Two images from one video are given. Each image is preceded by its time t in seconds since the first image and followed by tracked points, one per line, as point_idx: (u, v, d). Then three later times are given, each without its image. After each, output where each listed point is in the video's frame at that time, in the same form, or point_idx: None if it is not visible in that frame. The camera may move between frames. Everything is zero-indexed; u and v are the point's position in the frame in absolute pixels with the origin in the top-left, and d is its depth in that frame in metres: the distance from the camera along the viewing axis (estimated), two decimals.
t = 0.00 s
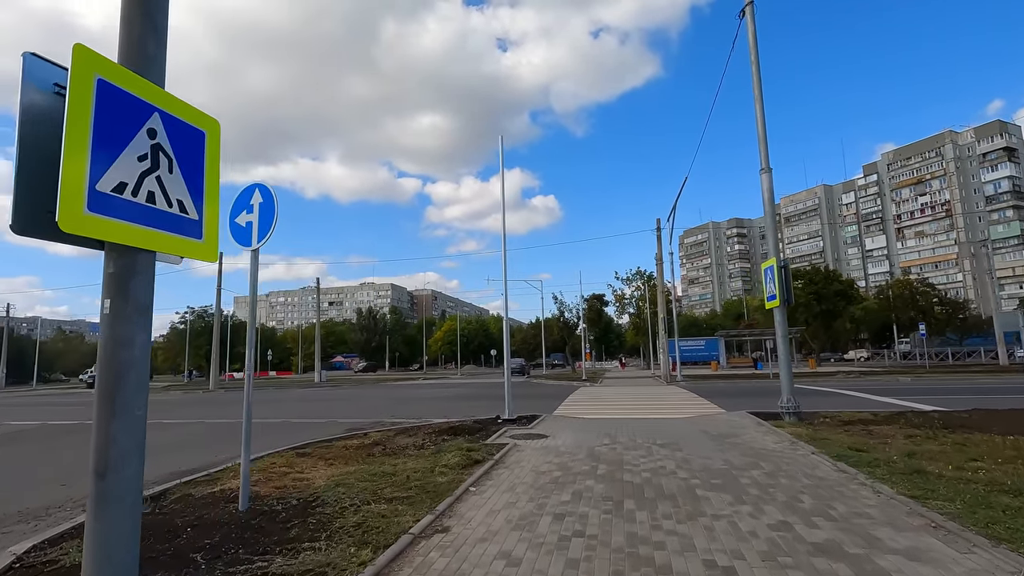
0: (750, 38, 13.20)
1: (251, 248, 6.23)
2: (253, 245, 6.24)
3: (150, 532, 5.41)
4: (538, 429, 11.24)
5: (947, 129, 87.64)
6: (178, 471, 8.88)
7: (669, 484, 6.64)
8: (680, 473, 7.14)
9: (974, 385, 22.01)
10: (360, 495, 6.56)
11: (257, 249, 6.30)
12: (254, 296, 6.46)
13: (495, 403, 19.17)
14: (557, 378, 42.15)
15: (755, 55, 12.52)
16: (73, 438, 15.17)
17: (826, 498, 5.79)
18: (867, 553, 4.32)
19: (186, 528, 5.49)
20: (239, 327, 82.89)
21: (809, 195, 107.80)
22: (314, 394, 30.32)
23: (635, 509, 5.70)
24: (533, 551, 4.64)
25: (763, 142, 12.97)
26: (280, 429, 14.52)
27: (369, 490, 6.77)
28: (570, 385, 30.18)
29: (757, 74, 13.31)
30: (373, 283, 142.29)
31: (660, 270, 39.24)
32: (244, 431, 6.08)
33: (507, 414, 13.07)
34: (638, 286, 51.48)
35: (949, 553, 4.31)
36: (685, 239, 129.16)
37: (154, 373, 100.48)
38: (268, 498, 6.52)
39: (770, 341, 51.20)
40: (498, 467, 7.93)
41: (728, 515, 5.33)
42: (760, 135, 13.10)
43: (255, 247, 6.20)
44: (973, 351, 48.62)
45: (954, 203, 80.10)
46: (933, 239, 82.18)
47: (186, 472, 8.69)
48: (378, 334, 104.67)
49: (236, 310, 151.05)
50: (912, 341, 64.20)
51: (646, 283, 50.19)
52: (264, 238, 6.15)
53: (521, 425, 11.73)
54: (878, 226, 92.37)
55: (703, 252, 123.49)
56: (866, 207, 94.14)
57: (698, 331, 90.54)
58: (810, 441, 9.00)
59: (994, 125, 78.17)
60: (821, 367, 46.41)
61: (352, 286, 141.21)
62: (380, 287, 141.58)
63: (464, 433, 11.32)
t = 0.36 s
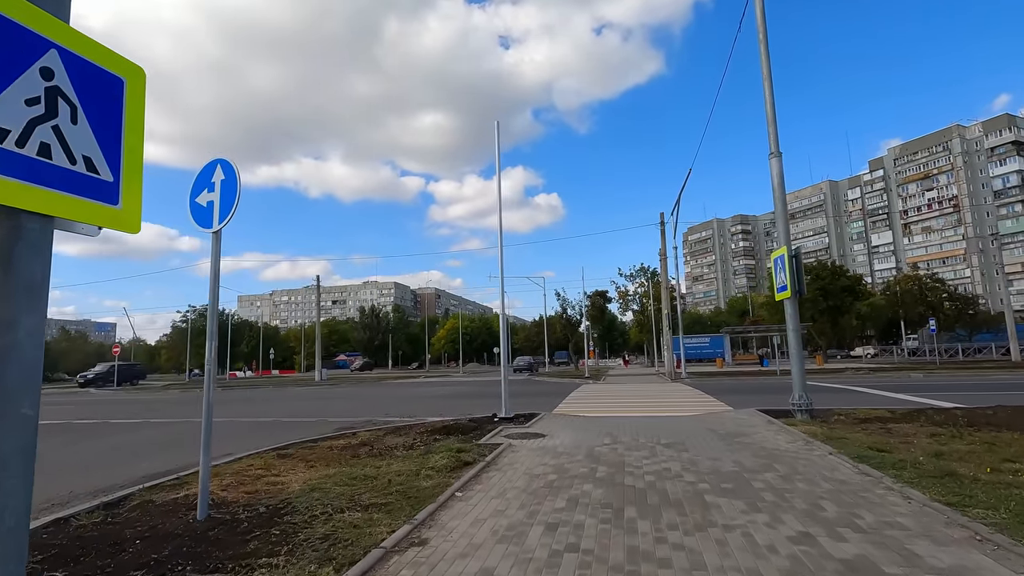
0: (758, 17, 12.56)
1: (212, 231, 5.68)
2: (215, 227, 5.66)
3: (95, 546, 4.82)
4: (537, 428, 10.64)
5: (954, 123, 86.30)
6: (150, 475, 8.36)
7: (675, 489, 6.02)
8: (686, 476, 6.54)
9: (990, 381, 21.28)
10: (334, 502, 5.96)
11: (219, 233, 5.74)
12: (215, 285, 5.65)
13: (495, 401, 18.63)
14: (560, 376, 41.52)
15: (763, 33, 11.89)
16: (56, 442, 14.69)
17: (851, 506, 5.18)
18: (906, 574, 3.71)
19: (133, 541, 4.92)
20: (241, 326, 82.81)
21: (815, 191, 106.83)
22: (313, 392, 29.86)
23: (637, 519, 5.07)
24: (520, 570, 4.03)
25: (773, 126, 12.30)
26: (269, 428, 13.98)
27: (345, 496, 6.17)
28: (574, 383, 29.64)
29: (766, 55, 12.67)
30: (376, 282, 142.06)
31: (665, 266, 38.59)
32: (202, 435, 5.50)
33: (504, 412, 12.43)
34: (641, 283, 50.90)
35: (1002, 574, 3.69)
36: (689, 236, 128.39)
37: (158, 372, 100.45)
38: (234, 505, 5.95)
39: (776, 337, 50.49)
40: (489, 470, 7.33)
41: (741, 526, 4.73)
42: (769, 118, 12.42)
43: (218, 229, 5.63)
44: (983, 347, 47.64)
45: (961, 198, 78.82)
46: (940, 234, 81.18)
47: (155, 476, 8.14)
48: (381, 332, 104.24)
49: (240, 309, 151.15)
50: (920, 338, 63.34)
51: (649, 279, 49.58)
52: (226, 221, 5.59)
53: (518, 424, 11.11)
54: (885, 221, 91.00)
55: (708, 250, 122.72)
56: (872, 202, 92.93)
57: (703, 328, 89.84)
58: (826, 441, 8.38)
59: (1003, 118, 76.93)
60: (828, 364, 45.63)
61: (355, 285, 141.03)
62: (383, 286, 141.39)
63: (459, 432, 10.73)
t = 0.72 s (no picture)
0: None
1: (170, 218, 5.05)
2: (175, 213, 5.05)
3: None
4: (539, 433, 9.99)
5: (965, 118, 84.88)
6: (123, 485, 7.78)
7: (692, 505, 5.35)
8: (704, 489, 5.88)
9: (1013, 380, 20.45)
10: (310, 520, 5.33)
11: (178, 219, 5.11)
12: (173, 279, 4.97)
13: (496, 402, 17.97)
14: (565, 375, 40.90)
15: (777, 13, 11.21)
16: (42, 445, 14.20)
17: (897, 529, 4.54)
18: None
19: (75, 568, 4.29)
20: (246, 326, 82.67)
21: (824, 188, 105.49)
22: (313, 393, 29.34)
23: (651, 542, 4.41)
24: None
25: (789, 111, 11.59)
26: (261, 431, 13.42)
27: (322, 512, 5.54)
28: (579, 383, 28.95)
29: (781, 36, 11.96)
30: (381, 281, 141.70)
31: (671, 263, 37.80)
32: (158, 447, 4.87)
33: (505, 415, 11.79)
34: (648, 281, 50.12)
35: None
36: (696, 234, 127.21)
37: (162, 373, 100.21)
38: (197, 525, 5.28)
39: (786, 336, 49.66)
40: (485, 481, 6.68)
41: (776, 554, 4.07)
42: (786, 103, 11.71)
43: (178, 215, 5.01)
44: (999, 344, 46.57)
45: (972, 194, 77.42)
46: (951, 231, 79.92)
47: (128, 486, 7.58)
48: (386, 332, 103.53)
49: (245, 310, 151.27)
50: (931, 336, 62.33)
51: (656, 277, 48.80)
52: (186, 205, 4.98)
53: (520, 428, 10.46)
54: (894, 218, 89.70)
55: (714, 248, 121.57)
56: (880, 198, 91.52)
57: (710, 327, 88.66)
58: (853, 447, 7.68)
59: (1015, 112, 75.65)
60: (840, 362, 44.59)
61: (360, 284, 140.72)
62: (388, 285, 141.02)
63: (456, 437, 10.07)
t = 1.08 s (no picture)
0: None
1: (123, 205, 4.46)
2: (129, 199, 4.45)
3: None
4: (543, 441, 9.36)
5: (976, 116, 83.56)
6: (92, 499, 7.20)
7: (715, 534, 4.71)
8: (726, 513, 5.25)
9: None
10: (281, 548, 4.72)
11: (132, 206, 4.51)
12: (125, 273, 4.36)
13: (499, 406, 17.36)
14: (570, 377, 40.29)
15: None
16: (28, 449, 13.69)
17: (959, 567, 3.89)
18: None
19: None
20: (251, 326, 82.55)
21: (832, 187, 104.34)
22: (313, 394, 28.83)
23: None
24: None
25: (808, 99, 10.92)
26: (251, 437, 12.85)
27: (297, 538, 4.93)
28: (585, 385, 28.32)
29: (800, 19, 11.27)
30: (386, 281, 141.44)
31: (679, 263, 37.11)
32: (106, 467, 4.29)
33: (506, 421, 11.15)
34: (654, 281, 49.38)
35: None
36: (702, 234, 126.11)
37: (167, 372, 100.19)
38: (153, 553, 4.67)
39: (795, 337, 48.88)
40: (482, 499, 6.04)
41: None
42: (805, 91, 11.04)
43: (131, 201, 4.42)
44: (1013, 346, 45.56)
45: (983, 193, 76.26)
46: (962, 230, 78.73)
47: (97, 502, 7.01)
48: (390, 332, 103.32)
49: (251, 309, 151.42)
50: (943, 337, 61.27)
51: (663, 276, 48.03)
52: (141, 190, 4.38)
53: (522, 436, 9.83)
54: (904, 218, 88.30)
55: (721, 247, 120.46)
56: (890, 198, 89.98)
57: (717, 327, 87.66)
58: (887, 462, 7.01)
59: None
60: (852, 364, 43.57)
61: (365, 284, 140.64)
62: (393, 285, 140.67)
63: (456, 446, 9.47)
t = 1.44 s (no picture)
0: None
1: (49, 179, 3.93)
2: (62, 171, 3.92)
3: None
4: (539, 445, 8.77)
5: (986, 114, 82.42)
6: (49, 507, 6.66)
7: (728, 555, 4.12)
8: (739, 528, 4.66)
9: None
10: (233, 572, 4.12)
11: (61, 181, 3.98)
12: (52, 256, 3.81)
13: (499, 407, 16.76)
14: (574, 377, 39.66)
15: None
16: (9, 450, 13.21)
17: None
18: None
19: None
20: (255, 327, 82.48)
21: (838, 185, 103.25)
22: (312, 395, 28.35)
23: None
24: None
25: (823, 83, 10.29)
26: (238, 439, 12.31)
27: (254, 558, 4.35)
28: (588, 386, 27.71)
29: None
30: (390, 282, 141.21)
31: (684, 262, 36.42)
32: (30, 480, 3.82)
33: (503, 423, 10.54)
34: (659, 281, 48.72)
35: None
36: (707, 234, 125.04)
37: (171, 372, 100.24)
38: None
39: (802, 337, 48.20)
40: (467, 514, 5.43)
41: None
42: (819, 74, 10.40)
43: (61, 173, 3.87)
44: None
45: (993, 191, 75.18)
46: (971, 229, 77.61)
47: (53, 511, 6.46)
48: (393, 332, 103.14)
49: (255, 310, 151.55)
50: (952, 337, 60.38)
51: (668, 275, 47.37)
52: (67, 161, 3.83)
53: (518, 440, 9.23)
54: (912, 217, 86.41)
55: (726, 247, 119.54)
56: (897, 197, 88.88)
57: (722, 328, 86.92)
58: (915, 470, 6.38)
59: None
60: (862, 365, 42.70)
61: (369, 285, 140.55)
62: (397, 286, 140.46)
63: (447, 450, 8.90)
